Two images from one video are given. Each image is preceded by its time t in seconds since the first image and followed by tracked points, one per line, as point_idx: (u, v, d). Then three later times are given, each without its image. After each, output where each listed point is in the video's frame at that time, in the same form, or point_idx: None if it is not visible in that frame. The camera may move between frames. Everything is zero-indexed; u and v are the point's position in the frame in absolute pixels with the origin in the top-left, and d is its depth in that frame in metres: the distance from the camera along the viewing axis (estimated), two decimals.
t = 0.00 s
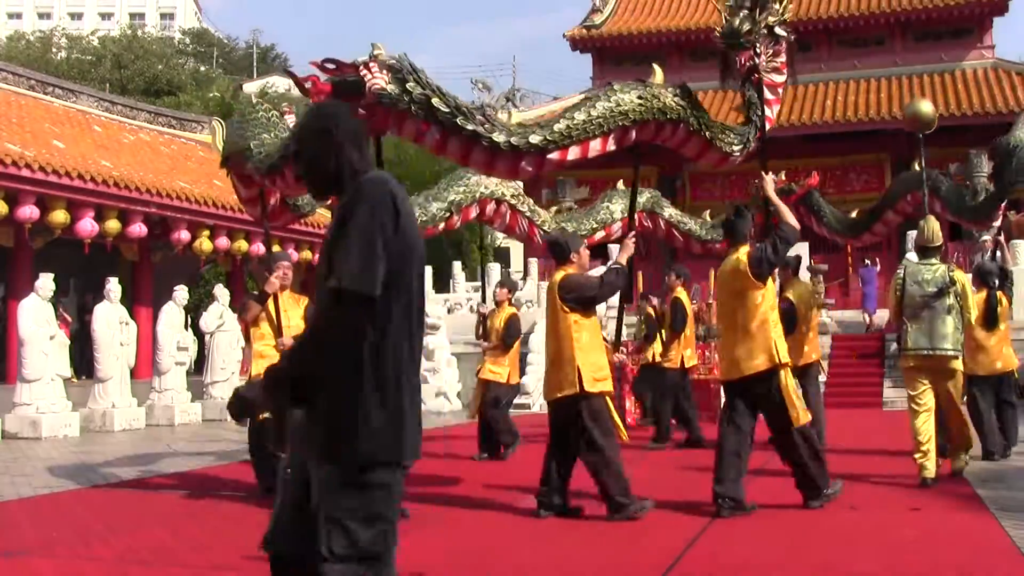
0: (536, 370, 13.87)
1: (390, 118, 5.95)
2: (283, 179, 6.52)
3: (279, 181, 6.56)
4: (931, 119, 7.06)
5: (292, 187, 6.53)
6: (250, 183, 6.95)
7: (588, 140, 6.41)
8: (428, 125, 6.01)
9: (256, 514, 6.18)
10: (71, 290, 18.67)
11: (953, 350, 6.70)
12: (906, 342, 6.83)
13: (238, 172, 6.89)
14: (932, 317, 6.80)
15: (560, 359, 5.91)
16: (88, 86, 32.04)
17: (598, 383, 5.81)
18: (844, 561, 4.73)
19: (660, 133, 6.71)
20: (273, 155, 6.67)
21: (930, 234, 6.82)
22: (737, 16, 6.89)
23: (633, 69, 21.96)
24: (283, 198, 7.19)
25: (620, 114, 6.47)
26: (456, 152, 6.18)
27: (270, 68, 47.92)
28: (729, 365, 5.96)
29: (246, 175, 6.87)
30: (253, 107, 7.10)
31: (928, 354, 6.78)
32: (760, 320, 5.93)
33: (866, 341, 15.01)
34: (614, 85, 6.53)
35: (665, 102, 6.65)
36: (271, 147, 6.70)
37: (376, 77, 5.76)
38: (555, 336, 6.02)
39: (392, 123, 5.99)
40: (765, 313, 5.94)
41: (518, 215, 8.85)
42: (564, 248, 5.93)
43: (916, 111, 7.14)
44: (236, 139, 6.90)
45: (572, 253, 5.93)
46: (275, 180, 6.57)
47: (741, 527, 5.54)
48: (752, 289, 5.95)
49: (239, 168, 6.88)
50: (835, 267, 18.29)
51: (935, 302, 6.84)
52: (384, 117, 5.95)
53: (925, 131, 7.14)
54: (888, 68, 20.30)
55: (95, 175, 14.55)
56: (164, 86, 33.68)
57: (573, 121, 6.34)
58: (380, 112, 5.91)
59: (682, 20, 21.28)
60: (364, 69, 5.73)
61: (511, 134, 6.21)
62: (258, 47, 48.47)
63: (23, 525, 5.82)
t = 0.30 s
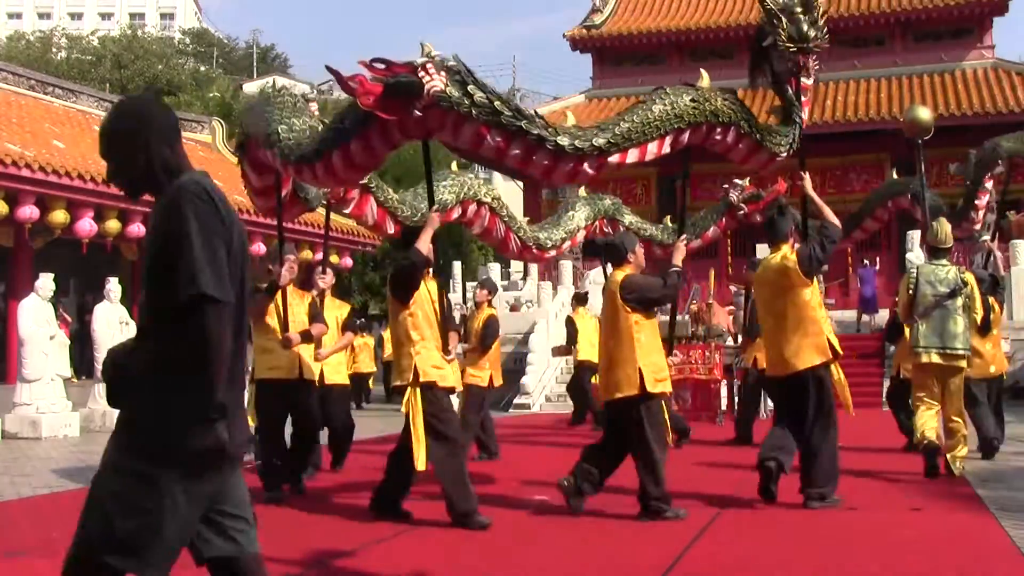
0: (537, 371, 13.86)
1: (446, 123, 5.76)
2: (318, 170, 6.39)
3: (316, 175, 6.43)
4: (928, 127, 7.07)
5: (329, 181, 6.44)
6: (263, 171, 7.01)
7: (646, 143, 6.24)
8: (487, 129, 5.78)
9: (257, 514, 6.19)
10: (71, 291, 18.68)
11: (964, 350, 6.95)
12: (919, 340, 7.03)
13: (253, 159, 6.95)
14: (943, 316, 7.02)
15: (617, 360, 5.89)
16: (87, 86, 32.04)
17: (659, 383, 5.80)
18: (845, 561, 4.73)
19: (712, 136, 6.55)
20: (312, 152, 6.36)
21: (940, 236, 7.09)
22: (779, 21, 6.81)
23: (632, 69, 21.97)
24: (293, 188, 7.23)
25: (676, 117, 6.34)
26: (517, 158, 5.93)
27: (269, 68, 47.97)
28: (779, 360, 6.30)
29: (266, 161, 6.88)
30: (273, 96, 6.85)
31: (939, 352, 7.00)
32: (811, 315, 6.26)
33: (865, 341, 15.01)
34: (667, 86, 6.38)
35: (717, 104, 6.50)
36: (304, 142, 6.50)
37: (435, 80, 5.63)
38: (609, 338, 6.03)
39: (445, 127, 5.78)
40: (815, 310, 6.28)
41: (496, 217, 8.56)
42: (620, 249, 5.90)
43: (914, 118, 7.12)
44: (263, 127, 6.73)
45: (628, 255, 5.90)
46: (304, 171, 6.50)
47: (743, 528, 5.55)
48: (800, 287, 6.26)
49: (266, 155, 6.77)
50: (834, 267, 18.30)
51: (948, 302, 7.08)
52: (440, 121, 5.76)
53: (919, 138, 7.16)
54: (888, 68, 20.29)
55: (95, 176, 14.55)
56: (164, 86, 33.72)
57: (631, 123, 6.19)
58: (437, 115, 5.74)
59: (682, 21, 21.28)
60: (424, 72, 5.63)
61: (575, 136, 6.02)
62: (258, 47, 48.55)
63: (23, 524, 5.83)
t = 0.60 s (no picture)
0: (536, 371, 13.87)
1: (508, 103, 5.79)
2: (370, 158, 6.39)
3: (366, 165, 6.43)
4: (923, 137, 7.07)
5: (381, 169, 6.46)
6: (292, 169, 7.26)
7: (697, 137, 6.19)
8: (550, 113, 5.79)
9: (256, 514, 6.19)
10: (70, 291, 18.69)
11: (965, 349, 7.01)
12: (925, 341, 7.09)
13: (281, 156, 7.21)
14: (946, 316, 7.11)
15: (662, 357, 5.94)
16: (87, 86, 32.04)
17: (703, 379, 5.89)
18: (847, 561, 4.73)
19: (754, 136, 6.47)
20: (365, 138, 6.37)
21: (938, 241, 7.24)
22: (828, 34, 6.43)
23: (633, 69, 21.98)
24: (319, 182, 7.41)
25: (722, 113, 6.28)
26: (577, 145, 5.93)
27: (269, 69, 48.00)
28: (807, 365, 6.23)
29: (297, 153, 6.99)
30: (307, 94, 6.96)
31: (943, 352, 7.09)
32: (837, 320, 6.22)
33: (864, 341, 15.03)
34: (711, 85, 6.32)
35: (758, 103, 6.43)
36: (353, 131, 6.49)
37: (500, 60, 5.65)
38: (656, 336, 6.06)
39: (508, 107, 5.82)
40: (840, 313, 6.25)
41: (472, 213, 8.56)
42: (667, 246, 5.97)
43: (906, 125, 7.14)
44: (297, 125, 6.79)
45: (673, 253, 5.98)
46: (350, 163, 6.47)
47: (743, 527, 5.55)
48: (828, 289, 6.22)
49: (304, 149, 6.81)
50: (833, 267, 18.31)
51: (950, 303, 7.17)
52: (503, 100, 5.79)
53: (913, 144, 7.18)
54: (888, 68, 20.28)
55: (95, 175, 14.56)
56: (164, 86, 33.73)
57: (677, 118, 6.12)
58: (501, 95, 5.76)
59: (682, 20, 21.28)
60: (491, 52, 5.64)
61: (632, 125, 5.98)
62: (258, 48, 48.62)
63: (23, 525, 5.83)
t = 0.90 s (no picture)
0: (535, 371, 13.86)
1: (577, 111, 5.95)
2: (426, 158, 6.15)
3: (422, 165, 6.20)
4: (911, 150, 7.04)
5: (436, 171, 6.25)
6: (330, 158, 6.88)
7: (749, 147, 6.34)
8: (620, 123, 5.98)
9: (256, 513, 6.19)
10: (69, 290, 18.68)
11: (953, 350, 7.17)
12: (914, 345, 7.24)
13: (317, 143, 6.82)
14: (935, 320, 7.25)
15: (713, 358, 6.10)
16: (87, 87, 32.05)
17: (752, 379, 6.06)
18: (847, 561, 4.73)
19: (795, 143, 6.67)
20: (424, 137, 6.13)
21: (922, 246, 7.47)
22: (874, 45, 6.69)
23: (633, 69, 21.99)
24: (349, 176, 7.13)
25: (771, 122, 6.47)
26: (640, 157, 6.12)
27: (268, 69, 48.06)
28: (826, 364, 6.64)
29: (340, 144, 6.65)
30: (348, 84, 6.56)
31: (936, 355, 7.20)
32: (861, 317, 6.54)
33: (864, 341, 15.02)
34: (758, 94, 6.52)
35: (800, 112, 6.64)
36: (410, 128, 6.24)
37: (576, 68, 5.77)
38: (703, 339, 6.21)
39: (575, 115, 5.97)
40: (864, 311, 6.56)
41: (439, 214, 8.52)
42: (709, 251, 6.14)
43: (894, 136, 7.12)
44: (344, 117, 6.46)
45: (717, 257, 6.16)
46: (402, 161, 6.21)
47: (743, 527, 5.55)
48: (850, 291, 6.50)
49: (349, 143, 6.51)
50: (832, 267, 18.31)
51: (937, 308, 7.31)
52: (572, 107, 5.91)
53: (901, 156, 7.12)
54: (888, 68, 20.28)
55: (95, 175, 14.55)
56: (164, 86, 33.74)
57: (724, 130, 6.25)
58: (571, 102, 5.89)
59: (682, 20, 21.28)
60: (567, 61, 5.76)
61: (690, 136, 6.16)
62: (258, 48, 48.71)
63: (23, 525, 5.83)
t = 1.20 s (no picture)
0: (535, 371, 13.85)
1: (652, 104, 6.14)
2: (504, 153, 6.19)
3: (498, 160, 6.22)
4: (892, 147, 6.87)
5: (509, 165, 6.27)
6: (363, 158, 6.88)
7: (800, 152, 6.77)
8: (691, 117, 6.29)
9: (256, 513, 6.18)
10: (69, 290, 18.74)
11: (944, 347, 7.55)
12: (908, 340, 7.59)
13: (354, 143, 6.82)
14: (922, 317, 7.68)
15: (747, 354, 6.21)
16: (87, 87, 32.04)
17: (795, 378, 6.19)
18: (846, 561, 4.73)
19: (834, 148, 7.09)
20: (503, 132, 6.12)
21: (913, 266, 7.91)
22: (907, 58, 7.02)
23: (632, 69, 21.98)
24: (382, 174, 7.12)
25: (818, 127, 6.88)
26: (708, 152, 6.46)
27: (269, 69, 48.20)
28: (841, 368, 6.82)
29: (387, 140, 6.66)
30: (397, 82, 6.50)
31: (922, 351, 7.59)
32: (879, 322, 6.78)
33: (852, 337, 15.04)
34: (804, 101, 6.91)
35: (840, 120, 7.06)
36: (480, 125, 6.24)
37: (655, 62, 5.95)
38: (745, 339, 6.28)
39: (649, 108, 6.14)
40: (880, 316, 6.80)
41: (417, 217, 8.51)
42: (752, 251, 6.25)
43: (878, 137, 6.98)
44: (399, 113, 6.40)
45: (758, 258, 6.28)
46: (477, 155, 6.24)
47: (742, 527, 5.55)
48: (869, 294, 6.77)
49: (405, 138, 6.48)
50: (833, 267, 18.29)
51: (926, 304, 7.74)
52: (647, 100, 6.09)
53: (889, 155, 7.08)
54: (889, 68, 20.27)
55: (95, 175, 14.55)
56: (164, 86, 33.72)
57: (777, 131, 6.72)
58: (647, 95, 6.06)
59: (682, 21, 21.27)
60: (647, 54, 5.93)
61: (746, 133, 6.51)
62: (258, 48, 48.73)
63: (23, 525, 5.83)
